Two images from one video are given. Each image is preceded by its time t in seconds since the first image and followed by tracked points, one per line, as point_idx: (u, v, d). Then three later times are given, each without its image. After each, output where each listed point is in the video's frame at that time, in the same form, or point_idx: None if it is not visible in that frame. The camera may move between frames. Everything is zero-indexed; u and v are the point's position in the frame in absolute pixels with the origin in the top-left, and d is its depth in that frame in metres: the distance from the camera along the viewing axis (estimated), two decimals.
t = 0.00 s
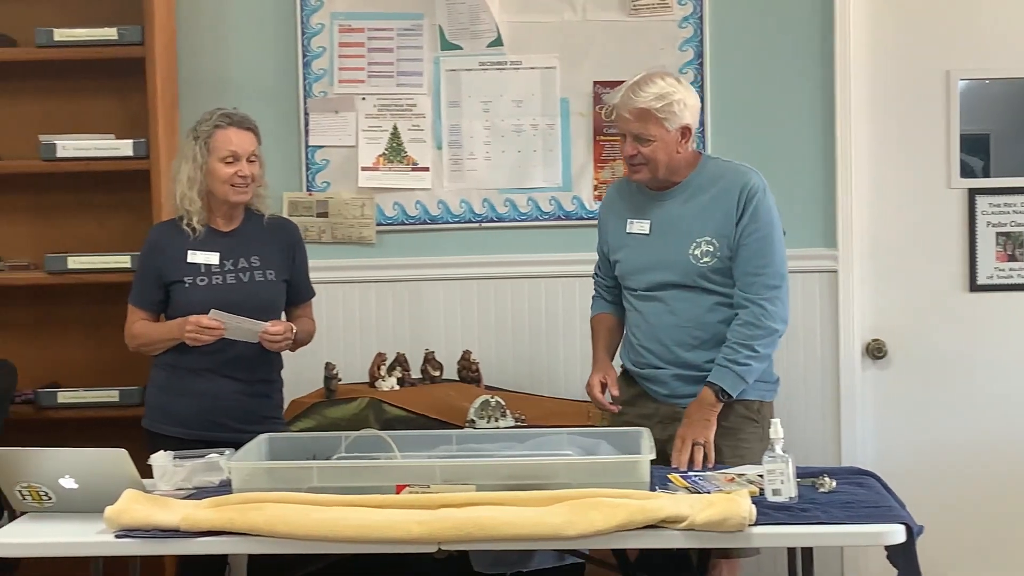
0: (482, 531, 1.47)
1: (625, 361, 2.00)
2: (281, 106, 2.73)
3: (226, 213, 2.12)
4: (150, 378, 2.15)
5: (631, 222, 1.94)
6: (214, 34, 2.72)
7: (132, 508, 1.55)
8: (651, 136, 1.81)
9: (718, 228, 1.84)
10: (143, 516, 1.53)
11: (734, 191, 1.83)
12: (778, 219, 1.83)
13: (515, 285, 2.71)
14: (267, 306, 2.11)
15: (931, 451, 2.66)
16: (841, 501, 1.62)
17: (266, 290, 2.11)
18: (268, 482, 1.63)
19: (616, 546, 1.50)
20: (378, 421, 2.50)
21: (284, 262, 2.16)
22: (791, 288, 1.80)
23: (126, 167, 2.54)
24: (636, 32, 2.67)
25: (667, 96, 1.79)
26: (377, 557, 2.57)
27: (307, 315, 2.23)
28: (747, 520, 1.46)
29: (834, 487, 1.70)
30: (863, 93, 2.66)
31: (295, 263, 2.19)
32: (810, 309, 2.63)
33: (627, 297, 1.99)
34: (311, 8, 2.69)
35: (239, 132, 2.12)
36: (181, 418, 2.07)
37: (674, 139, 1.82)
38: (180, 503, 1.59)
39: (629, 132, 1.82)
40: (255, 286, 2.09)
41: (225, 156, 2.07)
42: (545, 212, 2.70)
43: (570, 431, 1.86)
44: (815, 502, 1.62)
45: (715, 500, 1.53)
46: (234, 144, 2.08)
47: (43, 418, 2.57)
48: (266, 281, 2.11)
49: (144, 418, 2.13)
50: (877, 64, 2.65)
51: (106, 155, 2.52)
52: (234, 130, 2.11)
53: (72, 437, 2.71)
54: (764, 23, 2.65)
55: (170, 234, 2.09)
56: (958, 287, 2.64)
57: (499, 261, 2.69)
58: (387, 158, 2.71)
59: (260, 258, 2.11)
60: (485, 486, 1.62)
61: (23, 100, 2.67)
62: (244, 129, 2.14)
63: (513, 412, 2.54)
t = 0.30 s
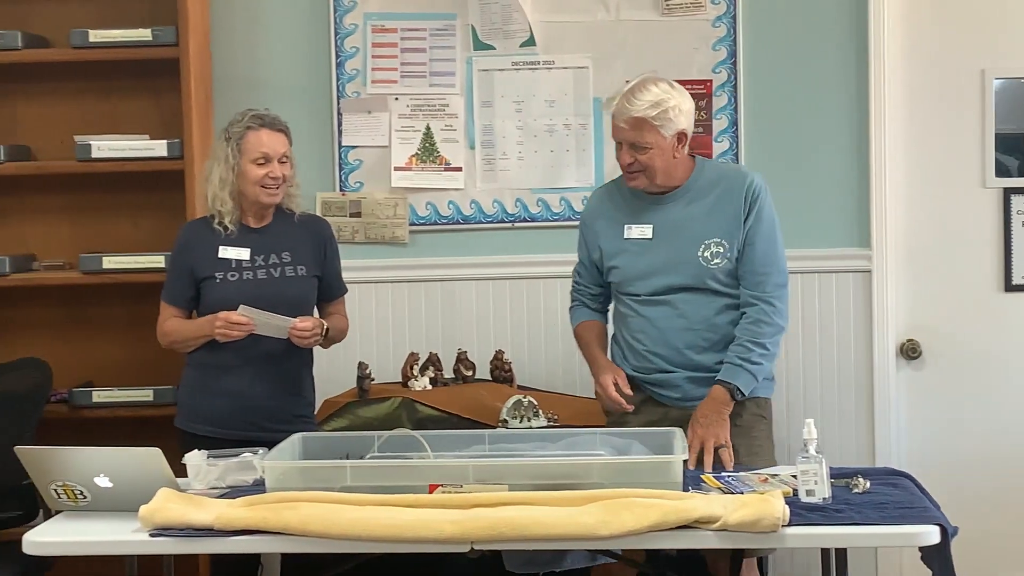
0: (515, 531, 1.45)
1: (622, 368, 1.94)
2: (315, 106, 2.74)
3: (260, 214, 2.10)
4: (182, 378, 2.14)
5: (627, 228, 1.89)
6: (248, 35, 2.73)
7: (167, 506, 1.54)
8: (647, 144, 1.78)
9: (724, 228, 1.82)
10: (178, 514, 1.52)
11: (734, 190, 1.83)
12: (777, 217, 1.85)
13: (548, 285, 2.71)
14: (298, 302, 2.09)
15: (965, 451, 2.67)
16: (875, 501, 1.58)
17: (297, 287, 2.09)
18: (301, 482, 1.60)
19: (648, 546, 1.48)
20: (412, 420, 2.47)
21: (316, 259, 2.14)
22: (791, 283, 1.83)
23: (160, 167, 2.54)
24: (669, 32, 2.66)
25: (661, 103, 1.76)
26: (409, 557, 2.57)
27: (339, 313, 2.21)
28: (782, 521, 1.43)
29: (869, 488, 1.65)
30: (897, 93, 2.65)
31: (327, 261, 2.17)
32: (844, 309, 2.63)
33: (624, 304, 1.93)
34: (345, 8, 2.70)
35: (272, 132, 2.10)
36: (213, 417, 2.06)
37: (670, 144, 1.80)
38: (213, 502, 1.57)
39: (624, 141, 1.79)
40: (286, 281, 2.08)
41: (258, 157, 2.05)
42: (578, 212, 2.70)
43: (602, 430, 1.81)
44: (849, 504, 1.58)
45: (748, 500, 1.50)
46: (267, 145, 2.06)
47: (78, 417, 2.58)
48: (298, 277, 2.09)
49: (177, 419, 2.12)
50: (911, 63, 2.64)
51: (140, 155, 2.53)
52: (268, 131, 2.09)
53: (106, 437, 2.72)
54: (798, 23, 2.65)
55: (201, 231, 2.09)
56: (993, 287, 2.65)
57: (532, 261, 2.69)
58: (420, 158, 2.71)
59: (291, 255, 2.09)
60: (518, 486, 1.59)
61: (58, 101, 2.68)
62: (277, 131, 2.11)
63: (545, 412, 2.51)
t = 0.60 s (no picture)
0: (538, 531, 1.42)
1: (596, 370, 1.90)
2: (337, 106, 2.74)
3: (283, 214, 2.09)
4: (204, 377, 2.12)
5: (598, 229, 1.85)
6: (270, 35, 2.73)
7: (190, 505, 1.50)
8: (613, 146, 1.76)
9: (697, 224, 1.81)
10: (201, 514, 1.49)
11: (703, 186, 1.82)
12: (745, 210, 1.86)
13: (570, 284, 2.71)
14: (322, 300, 2.08)
15: (988, 451, 2.67)
16: (899, 501, 1.54)
17: (321, 285, 2.08)
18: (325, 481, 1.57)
19: (672, 546, 1.43)
20: (433, 420, 2.45)
21: (339, 258, 2.13)
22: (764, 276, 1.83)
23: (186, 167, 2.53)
24: (691, 31, 2.65)
25: (624, 105, 1.74)
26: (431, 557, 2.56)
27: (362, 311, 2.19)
28: (804, 521, 1.40)
29: (892, 487, 1.61)
30: (920, 92, 2.64)
31: (350, 259, 2.16)
32: (866, 309, 2.64)
33: (597, 307, 1.89)
34: (367, 9, 2.70)
35: (296, 132, 2.09)
36: (237, 416, 2.04)
37: (635, 145, 1.77)
38: (236, 500, 1.54)
39: (589, 143, 1.77)
40: (310, 280, 2.07)
41: (281, 158, 2.04)
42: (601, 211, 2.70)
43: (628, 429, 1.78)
44: (871, 503, 1.54)
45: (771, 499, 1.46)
46: (290, 145, 2.05)
47: (102, 416, 2.58)
48: (322, 276, 2.08)
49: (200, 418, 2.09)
50: (933, 63, 2.63)
51: (163, 155, 2.52)
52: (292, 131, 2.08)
53: (132, 437, 2.74)
54: (821, 23, 2.64)
55: (224, 229, 2.08)
56: (1017, 287, 2.64)
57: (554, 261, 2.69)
58: (442, 158, 2.71)
59: (314, 253, 2.08)
60: (541, 486, 1.54)
61: (81, 101, 2.69)
62: (300, 130, 2.10)
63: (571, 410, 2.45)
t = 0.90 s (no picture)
0: (549, 532, 1.41)
1: (594, 372, 1.89)
2: (348, 106, 2.74)
3: (296, 212, 2.09)
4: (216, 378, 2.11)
5: (593, 230, 1.84)
6: (281, 35, 2.73)
7: (201, 505, 1.50)
8: (603, 147, 1.75)
9: (690, 222, 1.81)
10: (212, 513, 1.48)
11: (697, 183, 1.82)
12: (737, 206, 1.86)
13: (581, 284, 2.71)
14: (334, 300, 2.08)
15: (1000, 451, 2.67)
16: (910, 502, 1.53)
17: (335, 285, 2.08)
18: (335, 481, 1.57)
19: (684, 547, 1.43)
20: (445, 420, 2.41)
21: (351, 259, 2.13)
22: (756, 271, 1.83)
23: (198, 168, 2.53)
24: (703, 31, 2.65)
25: (612, 106, 1.74)
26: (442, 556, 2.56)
27: (374, 312, 2.19)
28: (817, 522, 1.39)
29: (903, 488, 1.60)
30: (932, 93, 2.63)
31: (362, 260, 2.16)
32: (878, 309, 2.64)
33: (593, 308, 1.88)
34: (378, 9, 2.70)
35: (305, 129, 2.09)
36: (250, 416, 2.04)
37: (625, 145, 1.77)
38: (248, 500, 1.53)
39: (578, 146, 1.76)
40: (324, 281, 2.07)
41: (291, 154, 2.04)
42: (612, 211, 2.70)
43: (639, 429, 1.77)
44: (884, 504, 1.53)
45: (782, 499, 1.46)
46: (297, 142, 2.05)
47: (112, 416, 2.59)
48: (336, 276, 2.08)
49: (211, 419, 2.09)
50: (944, 63, 2.63)
51: (175, 155, 2.52)
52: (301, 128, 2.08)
53: (143, 436, 2.74)
54: (833, 23, 2.64)
55: (236, 231, 2.07)
56: None
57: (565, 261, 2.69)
58: (453, 158, 2.71)
59: (328, 254, 2.08)
60: (552, 486, 1.54)
61: (92, 101, 2.69)
62: (306, 128, 2.10)
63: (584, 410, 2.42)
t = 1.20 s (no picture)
0: (554, 532, 1.41)
1: (608, 370, 1.89)
2: (352, 107, 2.74)
3: (297, 210, 2.09)
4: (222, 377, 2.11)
5: (613, 227, 1.85)
6: (285, 35, 2.73)
7: (205, 504, 1.50)
8: (638, 142, 1.75)
9: (710, 222, 1.81)
10: (216, 513, 1.48)
11: (718, 184, 1.82)
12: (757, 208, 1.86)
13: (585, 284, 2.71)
14: (337, 300, 2.08)
15: (1004, 451, 2.67)
16: (915, 502, 1.53)
17: (338, 284, 2.08)
18: (339, 481, 1.57)
19: (688, 547, 1.43)
20: (449, 420, 2.42)
21: (355, 258, 2.12)
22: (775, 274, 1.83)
23: (202, 168, 2.53)
24: (707, 31, 2.65)
25: (643, 100, 1.74)
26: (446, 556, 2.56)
27: (378, 311, 2.19)
28: (821, 522, 1.39)
29: (908, 488, 1.60)
30: (937, 94, 2.63)
31: (366, 258, 2.15)
32: (883, 309, 2.64)
33: (610, 306, 1.89)
34: (383, 9, 2.70)
35: (306, 127, 2.08)
36: (254, 416, 2.04)
37: (657, 139, 1.78)
38: (252, 500, 1.53)
39: (613, 143, 1.75)
40: (327, 279, 2.07)
41: (292, 153, 2.04)
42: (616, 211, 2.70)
43: (643, 429, 1.77)
44: (888, 504, 1.53)
45: (786, 498, 1.46)
46: (298, 139, 2.05)
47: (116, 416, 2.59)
48: (339, 275, 2.08)
49: (216, 419, 2.09)
50: (949, 63, 2.63)
51: (179, 155, 2.52)
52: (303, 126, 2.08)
53: (147, 436, 2.75)
54: (838, 23, 2.64)
55: (240, 231, 2.07)
56: None
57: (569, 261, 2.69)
58: (457, 158, 2.71)
59: (331, 253, 2.08)
60: (556, 486, 1.54)
61: (96, 101, 2.69)
62: (312, 125, 2.10)
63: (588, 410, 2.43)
